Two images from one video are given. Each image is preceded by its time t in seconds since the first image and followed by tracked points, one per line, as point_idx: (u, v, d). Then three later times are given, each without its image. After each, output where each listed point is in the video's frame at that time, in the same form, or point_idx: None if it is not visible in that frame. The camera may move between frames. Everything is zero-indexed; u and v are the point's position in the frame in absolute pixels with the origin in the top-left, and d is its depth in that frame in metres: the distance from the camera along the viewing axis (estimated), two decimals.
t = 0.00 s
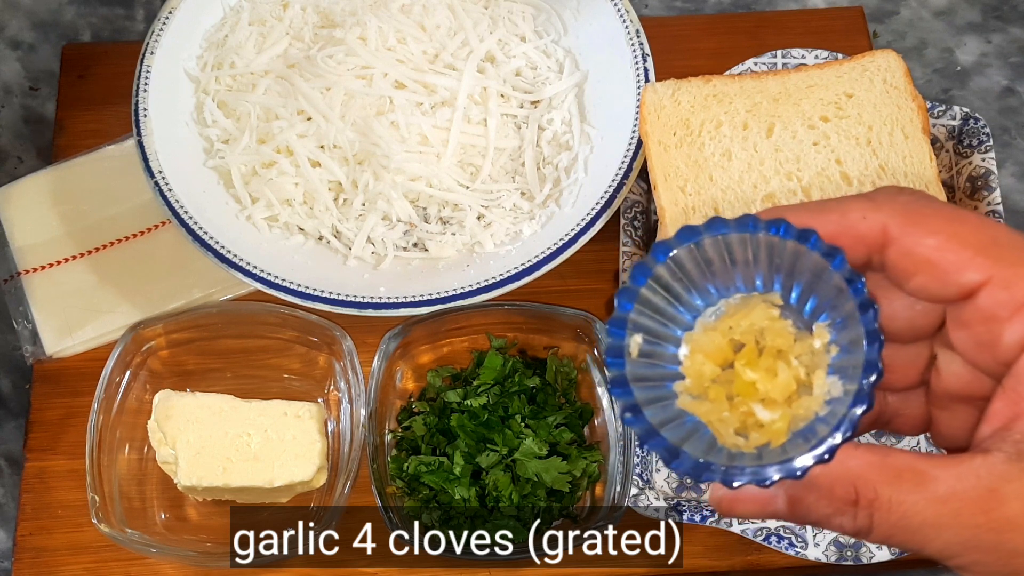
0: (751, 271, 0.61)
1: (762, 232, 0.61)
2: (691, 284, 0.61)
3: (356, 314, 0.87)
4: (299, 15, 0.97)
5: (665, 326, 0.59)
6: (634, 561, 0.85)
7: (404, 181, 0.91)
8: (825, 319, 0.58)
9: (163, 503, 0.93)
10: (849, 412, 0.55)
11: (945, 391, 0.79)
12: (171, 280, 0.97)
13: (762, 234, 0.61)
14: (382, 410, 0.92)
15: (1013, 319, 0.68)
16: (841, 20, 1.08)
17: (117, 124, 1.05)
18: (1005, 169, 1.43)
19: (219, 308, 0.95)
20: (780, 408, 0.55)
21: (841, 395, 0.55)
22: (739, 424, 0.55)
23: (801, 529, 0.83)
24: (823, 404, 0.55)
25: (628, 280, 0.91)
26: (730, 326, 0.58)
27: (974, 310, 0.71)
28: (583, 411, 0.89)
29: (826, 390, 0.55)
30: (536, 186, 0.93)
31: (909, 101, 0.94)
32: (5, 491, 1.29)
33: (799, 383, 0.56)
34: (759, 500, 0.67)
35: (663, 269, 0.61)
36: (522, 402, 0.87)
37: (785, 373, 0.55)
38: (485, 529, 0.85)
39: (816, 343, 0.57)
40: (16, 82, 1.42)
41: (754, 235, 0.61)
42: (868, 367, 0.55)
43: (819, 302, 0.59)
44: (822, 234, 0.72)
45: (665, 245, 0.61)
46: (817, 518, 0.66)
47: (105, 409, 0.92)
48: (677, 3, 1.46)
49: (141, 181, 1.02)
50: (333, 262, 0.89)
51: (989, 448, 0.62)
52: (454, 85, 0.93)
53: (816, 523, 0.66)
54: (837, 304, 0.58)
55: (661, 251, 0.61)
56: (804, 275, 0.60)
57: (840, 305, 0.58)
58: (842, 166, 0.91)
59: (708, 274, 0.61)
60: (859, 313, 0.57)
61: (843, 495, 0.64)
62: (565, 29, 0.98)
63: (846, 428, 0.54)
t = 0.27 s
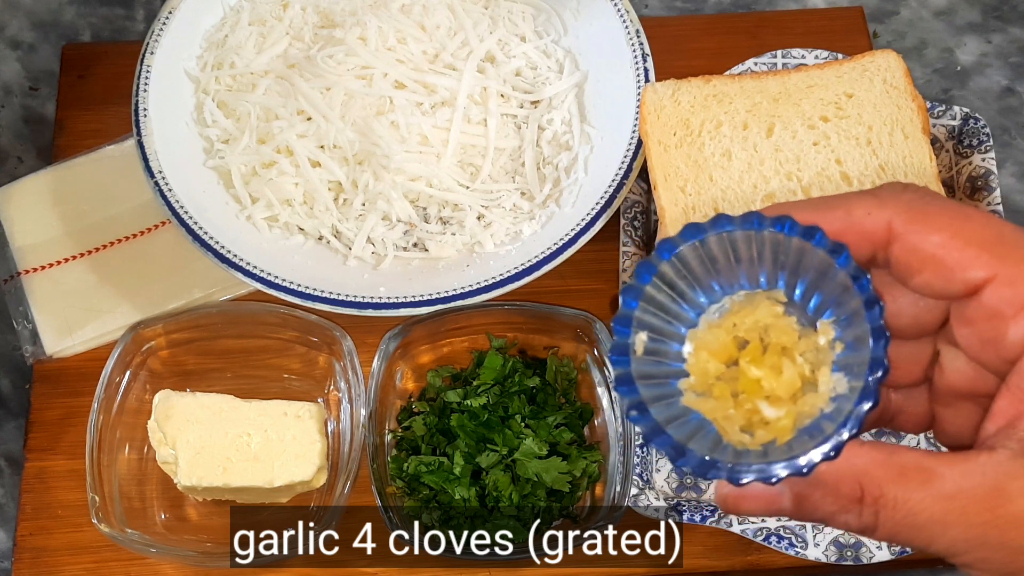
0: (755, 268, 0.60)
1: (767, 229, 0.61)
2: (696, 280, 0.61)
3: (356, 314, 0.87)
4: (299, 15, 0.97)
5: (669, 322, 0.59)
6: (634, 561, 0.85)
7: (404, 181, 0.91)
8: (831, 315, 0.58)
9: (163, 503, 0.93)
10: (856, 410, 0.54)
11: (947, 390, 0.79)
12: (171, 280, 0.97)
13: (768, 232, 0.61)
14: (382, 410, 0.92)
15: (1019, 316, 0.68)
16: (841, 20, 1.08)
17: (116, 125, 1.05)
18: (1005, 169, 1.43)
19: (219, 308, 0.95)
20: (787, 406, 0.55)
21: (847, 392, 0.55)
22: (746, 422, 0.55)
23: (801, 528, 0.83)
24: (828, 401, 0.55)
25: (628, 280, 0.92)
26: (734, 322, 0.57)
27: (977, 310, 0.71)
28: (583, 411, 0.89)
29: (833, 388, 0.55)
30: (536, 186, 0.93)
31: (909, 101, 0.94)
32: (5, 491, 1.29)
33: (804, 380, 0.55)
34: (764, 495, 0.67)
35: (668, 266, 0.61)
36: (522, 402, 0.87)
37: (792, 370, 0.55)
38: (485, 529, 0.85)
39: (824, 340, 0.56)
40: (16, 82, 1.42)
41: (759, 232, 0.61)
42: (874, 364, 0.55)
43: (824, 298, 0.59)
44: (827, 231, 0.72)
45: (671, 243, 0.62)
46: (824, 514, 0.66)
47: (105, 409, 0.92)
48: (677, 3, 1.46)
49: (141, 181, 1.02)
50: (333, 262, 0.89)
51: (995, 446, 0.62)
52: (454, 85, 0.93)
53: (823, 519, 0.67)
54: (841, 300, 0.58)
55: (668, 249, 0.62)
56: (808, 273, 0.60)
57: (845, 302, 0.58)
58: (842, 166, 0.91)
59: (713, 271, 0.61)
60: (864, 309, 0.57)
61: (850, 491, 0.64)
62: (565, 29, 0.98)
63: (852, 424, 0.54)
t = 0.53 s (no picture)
0: (792, 292, 0.73)
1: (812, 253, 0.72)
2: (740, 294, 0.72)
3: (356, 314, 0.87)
4: (299, 16, 0.97)
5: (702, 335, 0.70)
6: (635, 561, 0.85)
7: (404, 181, 0.91)
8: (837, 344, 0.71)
9: (163, 503, 0.93)
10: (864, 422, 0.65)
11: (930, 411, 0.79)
12: (171, 280, 0.97)
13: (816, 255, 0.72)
14: (382, 410, 0.92)
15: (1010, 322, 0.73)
16: (841, 20, 1.08)
17: (116, 125, 1.06)
18: (1005, 169, 1.43)
19: (219, 308, 0.95)
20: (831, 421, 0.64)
21: (872, 413, 0.65)
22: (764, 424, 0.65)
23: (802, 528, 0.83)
24: (852, 422, 0.65)
25: (628, 280, 0.91)
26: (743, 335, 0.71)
27: (964, 316, 0.76)
28: (583, 411, 0.89)
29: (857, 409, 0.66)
30: (536, 186, 0.93)
31: (909, 100, 0.94)
32: (5, 491, 1.29)
33: (831, 405, 0.66)
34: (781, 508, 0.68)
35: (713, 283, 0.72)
36: (522, 402, 0.87)
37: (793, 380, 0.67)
38: (484, 529, 0.84)
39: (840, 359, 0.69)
40: (16, 82, 1.42)
41: (804, 256, 0.72)
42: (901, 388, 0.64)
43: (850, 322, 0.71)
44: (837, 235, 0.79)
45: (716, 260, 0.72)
46: (837, 527, 0.66)
47: (105, 409, 0.92)
48: (677, 4, 1.46)
49: (141, 181, 1.02)
50: (333, 262, 0.89)
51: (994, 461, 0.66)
52: (454, 85, 0.93)
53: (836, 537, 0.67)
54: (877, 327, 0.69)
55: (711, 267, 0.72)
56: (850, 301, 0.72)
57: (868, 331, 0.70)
58: (842, 166, 0.91)
59: (830, 292, 0.73)
60: (899, 336, 0.67)
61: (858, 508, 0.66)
62: (565, 29, 0.98)
63: (876, 443, 0.63)
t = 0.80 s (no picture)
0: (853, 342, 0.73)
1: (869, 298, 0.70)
2: (825, 344, 0.73)
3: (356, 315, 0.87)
4: (299, 16, 0.97)
5: (759, 370, 0.71)
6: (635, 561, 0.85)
7: (404, 181, 0.91)
8: (878, 404, 0.71)
9: (163, 503, 0.92)
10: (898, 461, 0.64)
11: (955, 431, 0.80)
12: (171, 280, 0.97)
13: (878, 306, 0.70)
14: (382, 410, 0.92)
15: (1021, 388, 0.72)
16: (841, 20, 1.08)
17: (117, 125, 1.06)
18: (1005, 169, 1.43)
19: (219, 308, 0.96)
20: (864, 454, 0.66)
21: (906, 450, 0.66)
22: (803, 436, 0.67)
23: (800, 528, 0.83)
24: (888, 457, 0.66)
25: (628, 280, 0.92)
26: (784, 381, 0.72)
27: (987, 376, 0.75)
28: (583, 411, 0.89)
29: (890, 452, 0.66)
30: (536, 186, 0.93)
31: (909, 100, 0.94)
32: (5, 491, 1.29)
33: (869, 441, 0.67)
34: (814, 522, 0.64)
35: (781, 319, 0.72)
36: (522, 402, 0.87)
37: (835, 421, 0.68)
38: (484, 529, 0.84)
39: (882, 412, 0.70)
40: (16, 82, 1.42)
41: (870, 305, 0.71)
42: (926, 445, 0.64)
43: (891, 380, 0.71)
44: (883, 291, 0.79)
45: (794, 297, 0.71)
46: (861, 546, 0.64)
47: (105, 409, 0.92)
48: (677, 4, 1.47)
49: (142, 182, 1.02)
50: (333, 262, 0.89)
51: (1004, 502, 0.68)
52: (454, 85, 0.93)
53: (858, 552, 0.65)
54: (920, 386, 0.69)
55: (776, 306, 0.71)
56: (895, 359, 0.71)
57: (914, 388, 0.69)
58: (842, 166, 0.92)
59: (862, 343, 0.73)
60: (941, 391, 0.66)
61: (878, 521, 0.64)
62: (565, 29, 0.99)
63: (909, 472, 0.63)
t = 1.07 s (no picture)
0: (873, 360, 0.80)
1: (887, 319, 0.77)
2: (845, 360, 0.81)
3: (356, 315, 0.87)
4: (299, 15, 0.97)
5: (785, 379, 0.78)
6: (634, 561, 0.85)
7: (404, 181, 0.90)
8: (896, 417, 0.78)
9: (163, 503, 0.92)
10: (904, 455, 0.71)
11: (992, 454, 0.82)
12: (171, 281, 0.98)
13: (903, 331, 0.76)
14: (382, 410, 0.91)
15: None
16: (841, 20, 1.08)
17: (117, 125, 1.06)
18: (1005, 169, 1.43)
19: (219, 308, 0.96)
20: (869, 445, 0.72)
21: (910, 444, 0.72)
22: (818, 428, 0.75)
23: (802, 529, 0.81)
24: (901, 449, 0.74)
25: (628, 280, 0.92)
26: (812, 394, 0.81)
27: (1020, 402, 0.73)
28: (583, 411, 0.89)
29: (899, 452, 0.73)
30: (536, 186, 0.93)
31: (909, 101, 0.94)
32: (5, 491, 1.29)
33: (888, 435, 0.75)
34: (832, 509, 0.66)
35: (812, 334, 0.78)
36: (522, 402, 0.87)
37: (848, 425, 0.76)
38: (484, 529, 0.84)
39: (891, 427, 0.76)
40: (16, 82, 1.42)
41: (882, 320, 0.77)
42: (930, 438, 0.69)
43: (898, 404, 0.79)
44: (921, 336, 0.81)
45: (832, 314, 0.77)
46: (875, 529, 0.66)
47: (105, 409, 0.92)
48: (677, 4, 1.47)
49: (142, 182, 1.03)
50: (333, 262, 0.89)
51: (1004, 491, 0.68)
52: (454, 85, 0.93)
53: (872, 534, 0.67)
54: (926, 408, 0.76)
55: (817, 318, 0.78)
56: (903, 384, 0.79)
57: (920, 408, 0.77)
58: (842, 166, 0.92)
59: (878, 363, 0.80)
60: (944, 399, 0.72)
61: (891, 504, 0.66)
62: (565, 29, 0.99)
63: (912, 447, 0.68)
